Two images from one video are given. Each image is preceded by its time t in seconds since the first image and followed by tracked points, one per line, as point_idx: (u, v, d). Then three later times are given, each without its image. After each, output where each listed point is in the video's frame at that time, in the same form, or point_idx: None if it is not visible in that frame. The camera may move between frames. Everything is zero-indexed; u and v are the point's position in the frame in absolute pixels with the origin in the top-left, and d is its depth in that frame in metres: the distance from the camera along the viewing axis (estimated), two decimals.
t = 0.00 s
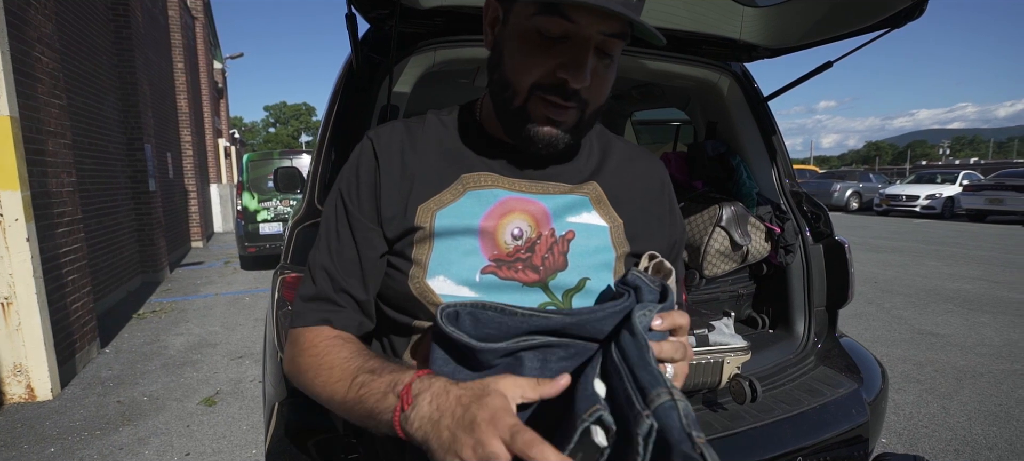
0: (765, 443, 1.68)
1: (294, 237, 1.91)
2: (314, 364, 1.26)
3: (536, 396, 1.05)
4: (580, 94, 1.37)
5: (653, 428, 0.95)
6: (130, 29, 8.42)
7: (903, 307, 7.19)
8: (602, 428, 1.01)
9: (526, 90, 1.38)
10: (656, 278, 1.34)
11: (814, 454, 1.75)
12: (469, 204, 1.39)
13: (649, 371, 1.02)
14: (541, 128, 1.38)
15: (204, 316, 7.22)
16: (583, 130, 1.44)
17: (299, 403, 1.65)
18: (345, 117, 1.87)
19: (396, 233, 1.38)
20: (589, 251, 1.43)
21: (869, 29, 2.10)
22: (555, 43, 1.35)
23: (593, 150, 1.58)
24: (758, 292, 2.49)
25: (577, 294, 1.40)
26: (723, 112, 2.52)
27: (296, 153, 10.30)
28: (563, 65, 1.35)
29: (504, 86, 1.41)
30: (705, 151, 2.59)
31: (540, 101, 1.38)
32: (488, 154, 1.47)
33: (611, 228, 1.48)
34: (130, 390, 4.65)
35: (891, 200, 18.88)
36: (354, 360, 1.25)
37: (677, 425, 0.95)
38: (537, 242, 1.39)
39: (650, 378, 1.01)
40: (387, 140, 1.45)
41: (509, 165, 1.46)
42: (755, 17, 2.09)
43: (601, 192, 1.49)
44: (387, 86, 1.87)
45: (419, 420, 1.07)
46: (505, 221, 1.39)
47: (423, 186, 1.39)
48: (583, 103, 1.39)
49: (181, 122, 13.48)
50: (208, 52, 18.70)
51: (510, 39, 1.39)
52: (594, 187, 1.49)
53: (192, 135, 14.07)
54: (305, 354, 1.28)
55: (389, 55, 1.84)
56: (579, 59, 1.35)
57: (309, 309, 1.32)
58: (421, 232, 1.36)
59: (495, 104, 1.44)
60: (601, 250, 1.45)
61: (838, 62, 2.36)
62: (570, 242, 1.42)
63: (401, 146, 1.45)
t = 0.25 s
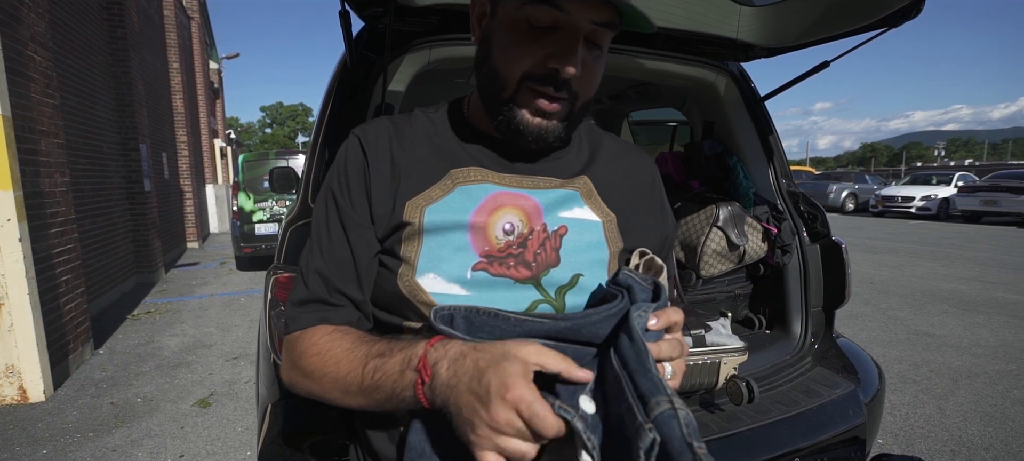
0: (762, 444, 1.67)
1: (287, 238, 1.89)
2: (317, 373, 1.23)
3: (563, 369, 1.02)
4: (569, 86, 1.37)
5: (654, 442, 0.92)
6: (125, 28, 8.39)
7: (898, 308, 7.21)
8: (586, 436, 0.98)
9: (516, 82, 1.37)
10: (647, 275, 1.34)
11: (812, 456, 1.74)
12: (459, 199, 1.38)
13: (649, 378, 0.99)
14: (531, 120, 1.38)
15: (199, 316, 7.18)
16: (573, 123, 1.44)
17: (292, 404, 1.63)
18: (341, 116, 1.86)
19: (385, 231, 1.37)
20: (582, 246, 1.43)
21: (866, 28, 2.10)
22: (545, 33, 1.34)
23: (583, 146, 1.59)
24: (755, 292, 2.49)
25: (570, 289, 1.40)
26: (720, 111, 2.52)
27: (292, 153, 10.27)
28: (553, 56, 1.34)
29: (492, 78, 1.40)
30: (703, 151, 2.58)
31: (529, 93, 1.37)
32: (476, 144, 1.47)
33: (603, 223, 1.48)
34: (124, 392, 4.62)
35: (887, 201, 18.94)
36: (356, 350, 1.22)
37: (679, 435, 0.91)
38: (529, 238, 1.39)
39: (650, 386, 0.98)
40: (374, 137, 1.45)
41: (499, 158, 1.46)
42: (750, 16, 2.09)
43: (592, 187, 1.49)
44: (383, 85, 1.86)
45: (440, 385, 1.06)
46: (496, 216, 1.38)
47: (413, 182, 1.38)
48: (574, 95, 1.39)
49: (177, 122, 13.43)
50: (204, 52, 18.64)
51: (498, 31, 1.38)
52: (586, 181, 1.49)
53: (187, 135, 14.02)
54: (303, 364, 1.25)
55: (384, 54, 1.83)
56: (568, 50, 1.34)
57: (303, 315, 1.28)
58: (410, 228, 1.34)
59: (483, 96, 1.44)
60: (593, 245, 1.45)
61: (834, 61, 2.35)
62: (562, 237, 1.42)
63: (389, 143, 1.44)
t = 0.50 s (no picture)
0: (760, 444, 1.66)
1: (282, 236, 1.87)
2: (306, 364, 1.21)
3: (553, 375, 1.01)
4: (561, 80, 1.36)
5: (635, 444, 0.91)
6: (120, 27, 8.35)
7: (895, 308, 7.22)
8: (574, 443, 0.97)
9: (507, 75, 1.37)
10: (634, 271, 1.33)
11: (809, 456, 1.73)
12: (450, 192, 1.38)
13: (635, 379, 0.98)
14: (522, 114, 1.38)
15: (195, 316, 7.15)
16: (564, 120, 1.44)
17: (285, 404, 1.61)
18: (336, 114, 1.85)
19: (376, 223, 1.37)
20: (574, 243, 1.42)
21: (862, 27, 2.09)
22: (538, 26, 1.33)
23: (578, 143, 1.58)
24: (753, 292, 2.48)
25: (562, 287, 1.38)
26: (716, 109, 2.51)
27: (289, 153, 10.24)
28: (544, 49, 1.33)
29: (485, 70, 1.40)
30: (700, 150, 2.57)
31: (521, 87, 1.37)
32: (468, 136, 1.47)
33: (596, 220, 1.47)
34: (118, 392, 4.59)
35: (883, 202, 18.99)
36: (348, 346, 1.21)
37: (666, 437, 0.89)
38: (521, 233, 1.38)
39: (638, 387, 0.97)
40: (368, 127, 1.45)
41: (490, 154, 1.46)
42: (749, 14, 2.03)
43: (586, 184, 1.49)
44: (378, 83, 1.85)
45: (434, 390, 1.05)
46: (487, 211, 1.38)
47: (405, 172, 1.38)
48: (565, 89, 1.39)
49: (173, 121, 13.38)
50: (200, 51, 18.59)
51: (491, 22, 1.37)
52: (580, 178, 1.49)
53: (184, 134, 13.97)
54: (291, 353, 1.23)
55: (380, 51, 1.82)
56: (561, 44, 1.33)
57: (290, 301, 1.28)
58: (400, 219, 1.34)
59: (475, 89, 1.43)
60: (586, 242, 1.44)
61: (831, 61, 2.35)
62: (555, 233, 1.41)
63: (383, 134, 1.44)
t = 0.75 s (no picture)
0: (759, 443, 1.65)
1: (277, 234, 1.86)
2: (308, 347, 1.22)
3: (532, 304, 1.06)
4: (556, 74, 1.35)
5: (652, 437, 0.89)
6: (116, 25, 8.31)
7: (892, 308, 7.23)
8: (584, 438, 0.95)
9: (501, 70, 1.35)
10: (628, 268, 1.29)
11: (808, 455, 1.73)
12: (446, 188, 1.36)
13: (641, 372, 0.97)
14: (517, 108, 1.36)
15: (190, 316, 7.12)
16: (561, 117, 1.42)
17: (280, 403, 1.60)
18: (332, 112, 1.83)
19: (370, 218, 1.36)
20: (571, 239, 1.41)
21: (860, 26, 2.09)
22: (531, 20, 1.32)
23: (578, 139, 1.57)
24: (751, 291, 2.47)
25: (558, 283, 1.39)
26: (714, 107, 2.50)
27: (285, 152, 10.20)
28: (539, 43, 1.32)
29: (479, 65, 1.38)
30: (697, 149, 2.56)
31: (515, 81, 1.35)
32: (464, 131, 1.46)
33: (594, 218, 1.46)
34: (113, 392, 4.56)
35: (879, 202, 19.03)
36: (347, 337, 1.22)
37: (678, 429, 0.89)
38: (517, 229, 1.37)
39: (644, 380, 0.96)
40: (367, 122, 1.44)
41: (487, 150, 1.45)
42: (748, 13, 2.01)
43: (585, 181, 1.47)
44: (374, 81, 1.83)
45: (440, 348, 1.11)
46: (482, 204, 1.36)
47: (402, 168, 1.37)
48: (561, 84, 1.37)
49: (169, 120, 13.32)
50: (197, 51, 18.51)
51: (485, 18, 1.37)
52: (578, 174, 1.47)
53: (180, 133, 13.91)
54: (292, 337, 1.23)
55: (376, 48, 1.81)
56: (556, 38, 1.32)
57: (288, 293, 1.27)
58: (395, 215, 1.32)
59: (471, 84, 1.42)
60: (583, 238, 1.43)
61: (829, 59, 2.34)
62: (551, 229, 1.40)
63: (381, 129, 1.43)
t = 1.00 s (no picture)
0: (757, 443, 1.65)
1: (273, 233, 1.85)
2: (309, 344, 1.21)
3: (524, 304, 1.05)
4: (557, 67, 1.34)
5: (639, 448, 0.89)
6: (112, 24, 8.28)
7: (889, 308, 7.24)
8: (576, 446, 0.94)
9: (502, 62, 1.36)
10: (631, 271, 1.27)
11: (807, 455, 1.72)
12: (448, 186, 1.36)
13: (634, 379, 0.95)
14: (517, 102, 1.36)
15: (187, 316, 7.09)
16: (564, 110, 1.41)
17: (277, 404, 1.58)
18: (328, 111, 1.82)
19: (372, 215, 1.35)
20: (575, 239, 1.40)
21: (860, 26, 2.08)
22: (533, 11, 1.31)
23: (583, 137, 1.56)
24: (749, 291, 2.47)
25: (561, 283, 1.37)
26: (714, 105, 2.49)
27: (282, 152, 10.18)
28: (539, 36, 1.31)
29: (482, 60, 1.39)
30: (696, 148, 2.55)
31: (516, 75, 1.35)
32: (469, 127, 1.46)
33: (599, 217, 1.45)
34: (109, 392, 4.54)
35: (876, 202, 19.07)
36: (347, 335, 1.21)
37: (667, 442, 0.89)
38: (519, 228, 1.36)
39: (636, 388, 0.94)
40: (371, 120, 1.43)
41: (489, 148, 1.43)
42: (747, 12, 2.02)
43: (590, 181, 1.46)
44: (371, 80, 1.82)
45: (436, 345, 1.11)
46: (485, 202, 1.36)
47: (405, 166, 1.36)
48: (563, 78, 1.36)
49: (166, 120, 13.28)
50: (194, 50, 18.45)
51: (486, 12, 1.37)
52: (583, 173, 1.46)
53: (176, 132, 13.86)
54: (294, 334, 1.23)
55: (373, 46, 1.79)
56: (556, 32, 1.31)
57: (292, 289, 1.26)
58: (397, 212, 1.32)
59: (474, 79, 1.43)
60: (586, 237, 1.42)
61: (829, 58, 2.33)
62: (555, 228, 1.39)
63: (385, 126, 1.42)
